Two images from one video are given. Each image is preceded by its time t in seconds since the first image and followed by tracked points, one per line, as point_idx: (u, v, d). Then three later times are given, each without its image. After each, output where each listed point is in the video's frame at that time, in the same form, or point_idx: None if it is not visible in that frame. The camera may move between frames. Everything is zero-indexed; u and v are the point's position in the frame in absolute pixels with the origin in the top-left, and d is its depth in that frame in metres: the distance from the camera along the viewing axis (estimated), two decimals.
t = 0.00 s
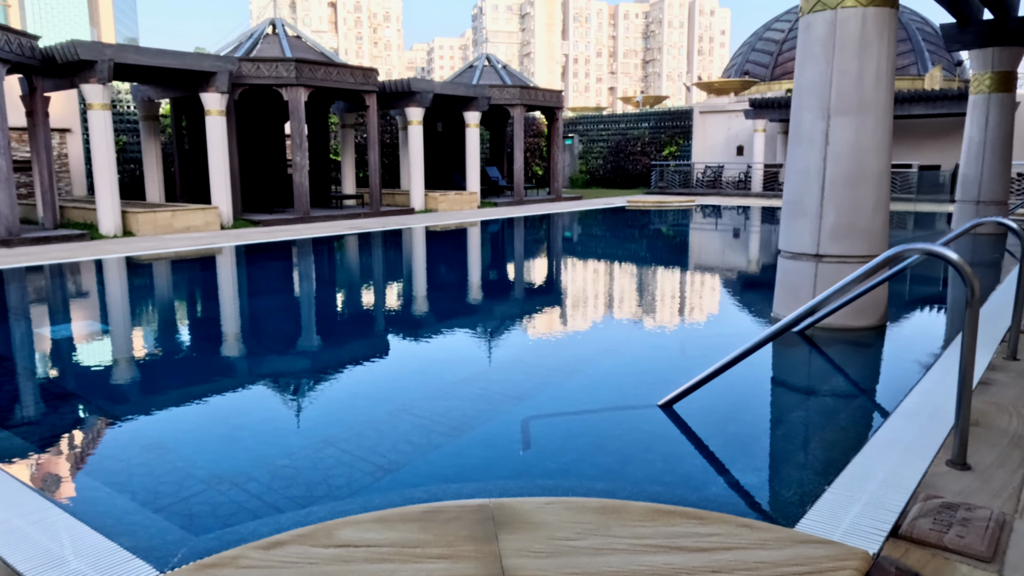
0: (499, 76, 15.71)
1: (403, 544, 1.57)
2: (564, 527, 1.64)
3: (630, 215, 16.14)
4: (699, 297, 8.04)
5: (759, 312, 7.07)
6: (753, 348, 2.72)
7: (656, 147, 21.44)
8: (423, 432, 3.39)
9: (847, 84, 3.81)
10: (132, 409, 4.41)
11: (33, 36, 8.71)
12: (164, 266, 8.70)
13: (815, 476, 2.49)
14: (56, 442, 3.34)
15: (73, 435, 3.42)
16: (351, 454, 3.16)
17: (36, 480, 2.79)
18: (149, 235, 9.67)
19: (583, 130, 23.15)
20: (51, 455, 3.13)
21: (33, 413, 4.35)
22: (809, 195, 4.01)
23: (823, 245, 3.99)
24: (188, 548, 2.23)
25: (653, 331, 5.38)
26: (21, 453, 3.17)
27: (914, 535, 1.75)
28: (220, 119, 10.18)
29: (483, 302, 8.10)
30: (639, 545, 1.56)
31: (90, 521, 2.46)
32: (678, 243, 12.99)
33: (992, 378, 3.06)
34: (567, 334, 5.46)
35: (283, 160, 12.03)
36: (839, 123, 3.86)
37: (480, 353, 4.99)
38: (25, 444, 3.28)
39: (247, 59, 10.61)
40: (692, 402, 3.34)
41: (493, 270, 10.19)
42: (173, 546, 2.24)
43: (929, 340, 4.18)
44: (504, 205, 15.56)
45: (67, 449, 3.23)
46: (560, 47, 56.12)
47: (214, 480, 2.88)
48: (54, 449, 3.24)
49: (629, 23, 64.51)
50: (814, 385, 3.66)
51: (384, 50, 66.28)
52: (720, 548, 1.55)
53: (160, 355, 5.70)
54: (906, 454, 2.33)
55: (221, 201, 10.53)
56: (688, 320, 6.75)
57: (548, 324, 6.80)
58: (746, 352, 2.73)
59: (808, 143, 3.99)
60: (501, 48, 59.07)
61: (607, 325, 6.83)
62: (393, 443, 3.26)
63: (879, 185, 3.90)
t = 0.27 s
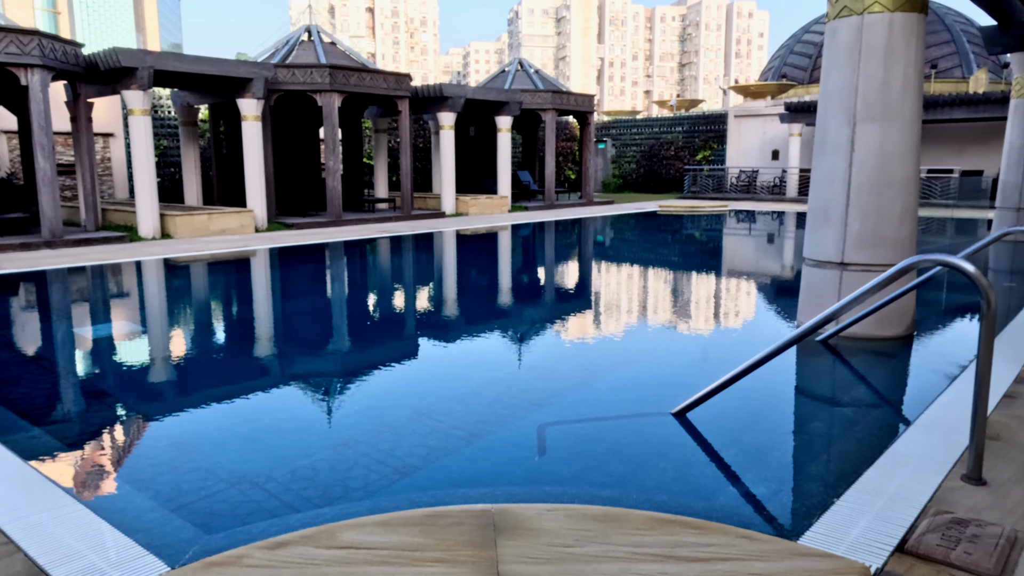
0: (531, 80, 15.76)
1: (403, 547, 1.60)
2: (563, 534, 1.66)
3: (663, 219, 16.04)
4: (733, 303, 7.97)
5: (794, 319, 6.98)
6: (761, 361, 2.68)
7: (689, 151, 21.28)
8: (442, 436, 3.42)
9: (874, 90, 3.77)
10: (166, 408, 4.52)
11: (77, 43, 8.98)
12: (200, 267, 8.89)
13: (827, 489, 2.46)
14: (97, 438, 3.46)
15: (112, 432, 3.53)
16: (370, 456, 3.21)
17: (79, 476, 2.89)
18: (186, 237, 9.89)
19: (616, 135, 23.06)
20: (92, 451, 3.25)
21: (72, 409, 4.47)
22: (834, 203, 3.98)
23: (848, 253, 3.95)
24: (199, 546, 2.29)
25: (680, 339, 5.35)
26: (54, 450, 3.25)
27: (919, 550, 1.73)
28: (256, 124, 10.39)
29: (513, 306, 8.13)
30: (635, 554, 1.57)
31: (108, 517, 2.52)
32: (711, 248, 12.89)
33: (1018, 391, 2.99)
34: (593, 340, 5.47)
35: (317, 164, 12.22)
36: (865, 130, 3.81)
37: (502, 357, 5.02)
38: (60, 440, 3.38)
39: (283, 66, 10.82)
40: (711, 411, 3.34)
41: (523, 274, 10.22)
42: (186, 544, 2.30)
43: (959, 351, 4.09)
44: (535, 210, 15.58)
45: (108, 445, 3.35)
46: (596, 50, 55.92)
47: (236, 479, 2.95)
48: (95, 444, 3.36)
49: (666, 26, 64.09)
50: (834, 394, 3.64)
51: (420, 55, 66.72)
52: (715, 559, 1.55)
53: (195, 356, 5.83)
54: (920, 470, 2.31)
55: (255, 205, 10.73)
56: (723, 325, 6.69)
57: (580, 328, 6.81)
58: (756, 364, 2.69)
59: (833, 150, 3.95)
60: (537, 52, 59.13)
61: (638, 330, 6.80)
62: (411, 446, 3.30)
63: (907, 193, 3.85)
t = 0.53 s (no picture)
0: (557, 87, 15.81)
1: (400, 548, 1.64)
2: (558, 538, 1.68)
3: (690, 226, 15.96)
4: (762, 310, 7.91)
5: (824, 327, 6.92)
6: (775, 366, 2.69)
7: (717, 158, 21.14)
8: (455, 440, 3.46)
9: (892, 98, 3.74)
10: (194, 409, 4.62)
11: (113, 53, 9.22)
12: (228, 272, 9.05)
13: (835, 499, 2.45)
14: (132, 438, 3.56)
15: (147, 432, 3.63)
16: (383, 459, 3.26)
17: (115, 476, 2.98)
18: (216, 242, 10.08)
19: (643, 141, 22.99)
20: (127, 451, 3.36)
21: (102, 409, 4.58)
22: (851, 212, 3.95)
23: (866, 262, 3.92)
24: (207, 544, 2.35)
25: (699, 347, 5.33)
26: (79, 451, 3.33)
27: (917, 562, 1.73)
28: (284, 132, 10.57)
29: (538, 312, 8.16)
30: (626, 559, 1.59)
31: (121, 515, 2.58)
32: (739, 256, 12.80)
33: None
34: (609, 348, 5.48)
35: (344, 171, 12.38)
36: (883, 138, 3.79)
37: (520, 363, 5.05)
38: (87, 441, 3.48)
39: (311, 74, 11.00)
40: (724, 419, 3.33)
41: (550, 281, 10.25)
42: (194, 542, 2.36)
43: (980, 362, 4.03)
44: (560, 216, 15.60)
45: (143, 445, 3.45)
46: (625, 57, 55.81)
47: (252, 479, 3.02)
48: (129, 444, 3.45)
49: (696, 32, 63.72)
50: (850, 404, 3.61)
51: (449, 62, 67.01)
52: (706, 565, 1.56)
53: (222, 359, 5.94)
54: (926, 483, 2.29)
55: (283, 211, 10.91)
56: (753, 333, 6.65)
57: (609, 335, 6.81)
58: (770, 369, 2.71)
59: (851, 159, 3.93)
60: (566, 58, 59.21)
61: (666, 338, 6.78)
62: (424, 450, 3.35)
63: (925, 201, 3.81)
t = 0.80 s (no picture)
0: (580, 99, 15.85)
1: (392, 557, 1.66)
2: (549, 550, 1.70)
3: (715, 237, 15.86)
4: (791, 323, 7.84)
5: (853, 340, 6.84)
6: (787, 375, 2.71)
7: (742, 169, 21.00)
8: (464, 450, 3.47)
9: (906, 109, 3.71)
10: (218, 417, 4.69)
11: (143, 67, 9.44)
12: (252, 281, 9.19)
13: (839, 516, 2.42)
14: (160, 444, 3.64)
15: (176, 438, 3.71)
16: (392, 468, 3.28)
17: (146, 482, 3.04)
18: (241, 252, 10.24)
19: (668, 152, 22.92)
20: (157, 457, 3.42)
21: (130, 416, 4.67)
22: (867, 225, 3.92)
23: (881, 275, 3.88)
24: (208, 549, 2.39)
25: (717, 361, 5.29)
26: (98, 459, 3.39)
27: None
28: (309, 144, 10.72)
29: (560, 323, 8.16)
30: (614, 572, 1.59)
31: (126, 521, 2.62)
32: (764, 267, 12.69)
33: None
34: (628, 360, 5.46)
35: (367, 182, 12.51)
36: (897, 151, 3.76)
37: (536, 374, 5.05)
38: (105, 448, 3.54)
39: (336, 87, 11.16)
40: (734, 433, 3.30)
41: (573, 291, 10.25)
42: (195, 547, 2.39)
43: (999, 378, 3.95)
44: (583, 227, 15.61)
45: (172, 451, 3.52)
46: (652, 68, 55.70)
47: (262, 485, 3.06)
48: (157, 450, 3.52)
49: (724, 43, 63.44)
50: (864, 420, 3.57)
51: (476, 74, 67.37)
52: None
53: (248, 367, 6.03)
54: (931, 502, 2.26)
55: (307, 221, 11.05)
56: (782, 346, 6.60)
57: (634, 347, 6.80)
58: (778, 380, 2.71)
59: (866, 171, 3.90)
60: (592, 69, 59.29)
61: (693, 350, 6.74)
62: (433, 460, 3.36)
63: (943, 214, 3.76)
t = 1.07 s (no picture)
0: (602, 110, 15.85)
1: (386, 569, 1.66)
2: (544, 565, 1.68)
3: (738, 249, 15.73)
4: (818, 336, 7.75)
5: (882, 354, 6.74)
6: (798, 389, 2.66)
7: (767, 180, 20.83)
8: (473, 461, 3.45)
9: (925, 119, 3.65)
10: (237, 425, 4.71)
11: (170, 81, 9.63)
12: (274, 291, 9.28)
13: (849, 534, 2.37)
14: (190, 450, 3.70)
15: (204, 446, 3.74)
16: (400, 479, 3.27)
17: (171, 489, 3.07)
18: (263, 263, 10.36)
19: (692, 163, 22.80)
20: (185, 464, 3.44)
21: (152, 423, 4.72)
22: (885, 236, 3.86)
23: (900, 288, 3.81)
24: (207, 557, 2.40)
25: (737, 375, 5.22)
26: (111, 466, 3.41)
27: None
28: (331, 156, 10.84)
29: (581, 335, 8.12)
30: None
31: (132, 529, 2.64)
32: (790, 279, 12.55)
33: None
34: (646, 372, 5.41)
35: (389, 193, 12.60)
36: (916, 161, 3.70)
37: (552, 385, 5.03)
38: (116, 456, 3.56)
39: (358, 99, 11.28)
40: (747, 448, 3.25)
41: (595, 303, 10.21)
42: (194, 556, 2.40)
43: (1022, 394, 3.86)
44: (604, 238, 15.57)
45: (198, 460, 3.54)
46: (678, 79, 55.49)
47: (270, 494, 3.07)
48: (184, 458, 3.55)
49: (750, 54, 63.11)
50: (881, 435, 3.50)
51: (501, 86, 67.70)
52: None
53: (269, 376, 6.07)
54: (943, 524, 2.20)
55: (329, 232, 11.15)
56: (809, 359, 6.52)
57: (659, 358, 6.75)
58: (787, 395, 2.67)
59: (884, 182, 3.85)
60: (617, 81, 59.30)
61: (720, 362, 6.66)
62: (442, 471, 3.34)
63: (963, 226, 3.69)
